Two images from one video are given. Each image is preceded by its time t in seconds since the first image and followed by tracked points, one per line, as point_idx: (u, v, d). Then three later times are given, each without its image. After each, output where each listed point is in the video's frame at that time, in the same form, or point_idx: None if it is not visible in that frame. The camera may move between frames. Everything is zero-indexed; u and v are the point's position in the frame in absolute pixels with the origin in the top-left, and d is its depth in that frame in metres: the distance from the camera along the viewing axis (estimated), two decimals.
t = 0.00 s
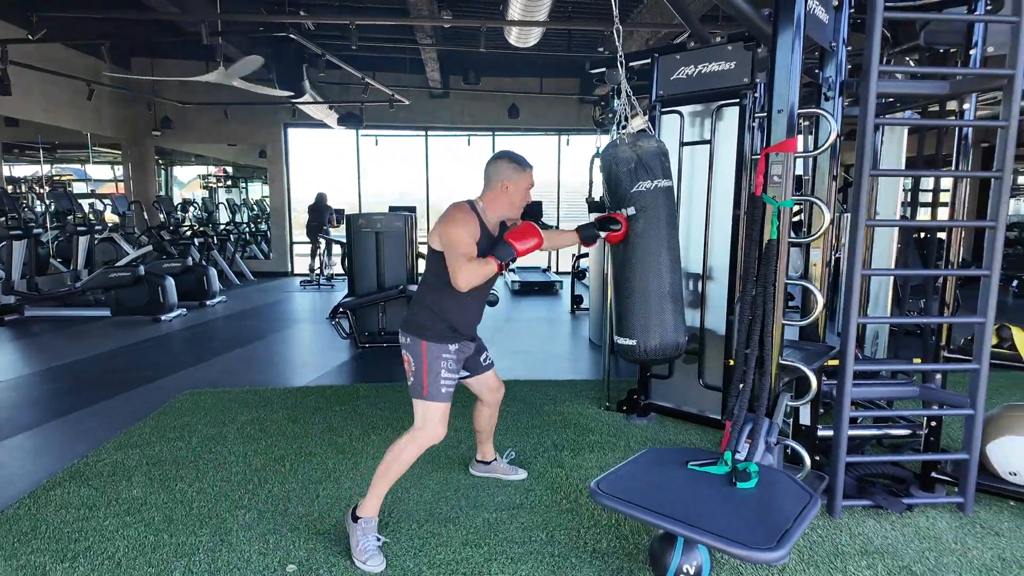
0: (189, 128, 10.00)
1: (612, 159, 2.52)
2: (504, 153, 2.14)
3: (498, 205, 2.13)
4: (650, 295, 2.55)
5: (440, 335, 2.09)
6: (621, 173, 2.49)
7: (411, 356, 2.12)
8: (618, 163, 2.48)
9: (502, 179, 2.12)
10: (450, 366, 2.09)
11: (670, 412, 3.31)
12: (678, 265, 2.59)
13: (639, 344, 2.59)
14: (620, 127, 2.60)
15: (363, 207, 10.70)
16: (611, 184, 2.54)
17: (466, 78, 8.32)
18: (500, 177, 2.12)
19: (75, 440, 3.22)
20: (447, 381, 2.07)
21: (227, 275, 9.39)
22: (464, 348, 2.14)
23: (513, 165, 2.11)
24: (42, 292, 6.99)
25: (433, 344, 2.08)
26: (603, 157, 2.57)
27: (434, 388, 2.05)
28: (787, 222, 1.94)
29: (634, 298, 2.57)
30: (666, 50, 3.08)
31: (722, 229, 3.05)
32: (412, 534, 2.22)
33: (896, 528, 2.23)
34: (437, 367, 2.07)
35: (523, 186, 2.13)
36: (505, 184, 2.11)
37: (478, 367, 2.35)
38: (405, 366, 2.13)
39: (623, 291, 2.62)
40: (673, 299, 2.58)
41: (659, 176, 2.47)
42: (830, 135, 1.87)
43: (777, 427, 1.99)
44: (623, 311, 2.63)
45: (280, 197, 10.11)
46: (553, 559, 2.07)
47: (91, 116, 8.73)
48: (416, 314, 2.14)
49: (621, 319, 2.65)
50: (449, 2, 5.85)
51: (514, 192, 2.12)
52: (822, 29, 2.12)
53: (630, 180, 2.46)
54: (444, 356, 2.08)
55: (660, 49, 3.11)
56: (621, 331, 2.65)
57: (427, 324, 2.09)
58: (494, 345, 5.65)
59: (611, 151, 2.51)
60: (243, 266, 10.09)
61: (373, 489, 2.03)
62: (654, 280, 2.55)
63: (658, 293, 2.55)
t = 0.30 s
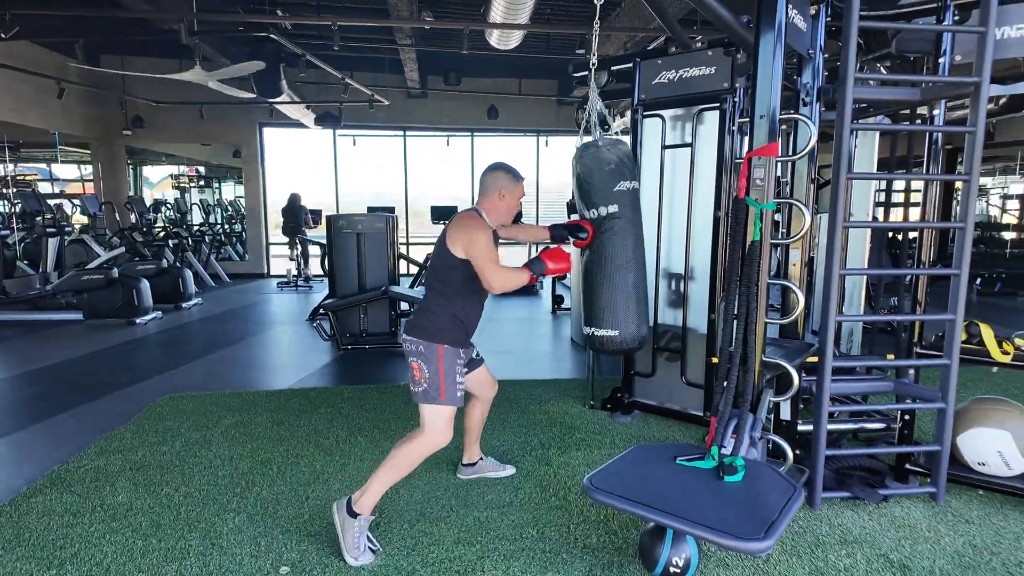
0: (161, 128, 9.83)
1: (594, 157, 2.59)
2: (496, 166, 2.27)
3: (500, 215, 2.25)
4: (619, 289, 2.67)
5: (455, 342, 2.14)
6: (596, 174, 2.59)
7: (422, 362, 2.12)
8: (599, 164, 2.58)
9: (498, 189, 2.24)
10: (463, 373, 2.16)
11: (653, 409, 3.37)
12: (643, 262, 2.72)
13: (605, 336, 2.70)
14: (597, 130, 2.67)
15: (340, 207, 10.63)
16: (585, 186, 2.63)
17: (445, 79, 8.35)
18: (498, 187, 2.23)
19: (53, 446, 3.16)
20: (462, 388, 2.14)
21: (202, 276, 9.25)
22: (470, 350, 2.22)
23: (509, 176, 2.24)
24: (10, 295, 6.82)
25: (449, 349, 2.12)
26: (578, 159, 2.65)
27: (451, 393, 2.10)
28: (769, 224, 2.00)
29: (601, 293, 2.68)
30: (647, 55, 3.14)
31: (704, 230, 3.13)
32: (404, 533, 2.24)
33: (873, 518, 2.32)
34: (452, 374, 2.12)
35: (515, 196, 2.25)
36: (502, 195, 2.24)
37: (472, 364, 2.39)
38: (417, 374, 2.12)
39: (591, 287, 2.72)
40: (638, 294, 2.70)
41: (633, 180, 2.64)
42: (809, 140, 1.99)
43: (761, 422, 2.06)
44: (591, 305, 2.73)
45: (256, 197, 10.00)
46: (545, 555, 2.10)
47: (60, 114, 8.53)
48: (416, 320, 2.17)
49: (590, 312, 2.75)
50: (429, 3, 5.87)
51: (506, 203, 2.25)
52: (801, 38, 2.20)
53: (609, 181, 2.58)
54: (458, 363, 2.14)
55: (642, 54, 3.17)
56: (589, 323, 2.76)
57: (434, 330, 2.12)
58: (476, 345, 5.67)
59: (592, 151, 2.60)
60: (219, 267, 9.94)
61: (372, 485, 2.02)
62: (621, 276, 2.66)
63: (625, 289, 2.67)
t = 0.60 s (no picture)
0: (135, 127, 9.66)
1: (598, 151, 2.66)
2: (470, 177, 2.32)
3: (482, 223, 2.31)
4: (610, 270, 2.77)
5: (451, 345, 2.17)
6: (604, 166, 2.68)
7: (417, 365, 2.12)
8: (614, 155, 2.65)
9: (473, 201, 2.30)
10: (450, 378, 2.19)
11: (638, 406, 3.44)
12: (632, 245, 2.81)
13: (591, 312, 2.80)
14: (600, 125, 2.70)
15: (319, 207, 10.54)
16: (586, 177, 2.74)
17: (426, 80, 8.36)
18: (477, 197, 2.28)
19: (33, 451, 3.10)
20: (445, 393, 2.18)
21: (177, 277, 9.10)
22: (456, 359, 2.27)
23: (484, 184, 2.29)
24: None
25: (446, 356, 2.16)
26: (580, 151, 2.74)
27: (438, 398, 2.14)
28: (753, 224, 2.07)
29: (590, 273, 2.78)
30: (631, 58, 3.21)
31: (687, 229, 3.20)
32: (398, 531, 2.26)
33: (853, 506, 2.41)
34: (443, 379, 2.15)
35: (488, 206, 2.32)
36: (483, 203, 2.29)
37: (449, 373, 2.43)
38: (409, 378, 2.11)
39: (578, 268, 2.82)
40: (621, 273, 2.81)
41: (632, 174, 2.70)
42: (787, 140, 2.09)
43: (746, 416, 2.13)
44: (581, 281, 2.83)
45: (232, 198, 9.87)
46: (538, 548, 2.15)
47: (29, 112, 8.32)
48: (412, 320, 2.17)
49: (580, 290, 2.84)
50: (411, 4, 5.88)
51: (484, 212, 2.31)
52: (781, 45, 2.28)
53: (620, 172, 2.67)
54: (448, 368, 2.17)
55: (626, 57, 3.23)
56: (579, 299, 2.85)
57: (438, 333, 2.14)
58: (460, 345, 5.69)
59: (598, 148, 2.66)
60: (194, 268, 9.79)
61: (342, 489, 2.05)
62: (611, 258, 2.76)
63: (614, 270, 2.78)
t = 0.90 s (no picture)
0: (112, 125, 9.50)
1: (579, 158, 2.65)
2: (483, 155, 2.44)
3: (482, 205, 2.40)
4: (603, 268, 2.89)
5: (418, 315, 2.37)
6: (586, 173, 2.68)
7: (394, 336, 2.40)
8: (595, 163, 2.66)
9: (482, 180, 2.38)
10: (427, 343, 2.38)
11: (629, 402, 3.51)
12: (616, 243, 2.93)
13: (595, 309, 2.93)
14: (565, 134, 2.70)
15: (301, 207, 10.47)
16: (567, 187, 2.72)
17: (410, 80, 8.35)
18: (482, 178, 2.37)
19: (22, 454, 3.06)
20: (425, 354, 2.37)
21: (157, 278, 8.97)
22: (442, 325, 2.44)
23: (490, 167, 2.38)
24: None
25: (414, 324, 2.37)
26: (560, 162, 2.70)
27: (413, 362, 2.35)
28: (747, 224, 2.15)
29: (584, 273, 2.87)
30: (621, 62, 3.29)
31: (678, 229, 3.28)
32: (401, 525, 2.29)
33: (840, 495, 2.50)
34: (416, 343, 2.36)
35: (496, 187, 2.40)
36: (484, 185, 2.37)
37: (457, 346, 2.57)
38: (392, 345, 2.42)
39: (570, 272, 2.93)
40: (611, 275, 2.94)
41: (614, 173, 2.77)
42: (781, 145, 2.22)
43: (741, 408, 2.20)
44: (575, 286, 2.93)
45: (213, 197, 9.76)
46: (540, 540, 2.20)
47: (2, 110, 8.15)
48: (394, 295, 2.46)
49: (578, 295, 2.94)
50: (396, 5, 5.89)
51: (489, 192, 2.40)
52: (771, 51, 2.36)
53: (600, 179, 2.70)
54: (421, 334, 2.37)
55: (617, 61, 3.30)
56: (580, 300, 2.95)
57: (405, 303, 2.39)
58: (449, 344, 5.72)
59: (578, 156, 2.64)
60: (175, 269, 9.65)
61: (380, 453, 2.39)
62: (599, 258, 2.86)
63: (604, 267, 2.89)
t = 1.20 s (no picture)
0: (88, 123, 9.33)
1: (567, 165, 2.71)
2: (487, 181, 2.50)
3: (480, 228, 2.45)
4: (583, 276, 2.95)
5: (434, 330, 2.44)
6: (569, 181, 2.75)
7: (412, 351, 2.46)
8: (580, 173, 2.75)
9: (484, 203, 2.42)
10: (447, 354, 2.45)
11: (622, 400, 3.57)
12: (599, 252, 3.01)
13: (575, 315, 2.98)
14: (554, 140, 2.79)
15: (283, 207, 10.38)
16: (551, 196, 2.77)
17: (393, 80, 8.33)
18: (484, 202, 2.41)
19: (12, 459, 3.02)
20: (446, 364, 2.44)
21: (136, 279, 8.83)
22: (455, 337, 2.51)
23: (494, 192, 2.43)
24: None
25: (432, 337, 2.44)
26: (544, 170, 2.76)
27: (437, 373, 2.42)
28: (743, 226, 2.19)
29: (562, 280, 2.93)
30: (613, 65, 3.35)
31: (669, 230, 3.33)
32: (404, 524, 2.31)
33: (829, 488, 2.58)
34: (437, 355, 2.43)
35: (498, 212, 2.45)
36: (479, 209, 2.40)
37: (464, 353, 2.73)
38: (411, 361, 2.47)
39: (553, 278, 2.97)
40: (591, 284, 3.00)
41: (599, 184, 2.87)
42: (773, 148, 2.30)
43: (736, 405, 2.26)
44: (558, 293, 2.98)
45: (193, 197, 9.64)
46: (543, 536, 2.24)
47: None
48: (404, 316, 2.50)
49: (561, 302, 2.99)
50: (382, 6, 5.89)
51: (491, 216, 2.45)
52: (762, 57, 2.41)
53: (584, 188, 2.77)
54: (440, 346, 2.44)
55: (610, 64, 3.36)
56: (563, 308, 2.99)
57: (418, 323, 2.44)
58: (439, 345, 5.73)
59: (564, 160, 2.71)
60: (154, 270, 9.50)
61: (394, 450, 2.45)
62: (583, 266, 2.94)
63: (585, 276, 2.95)
